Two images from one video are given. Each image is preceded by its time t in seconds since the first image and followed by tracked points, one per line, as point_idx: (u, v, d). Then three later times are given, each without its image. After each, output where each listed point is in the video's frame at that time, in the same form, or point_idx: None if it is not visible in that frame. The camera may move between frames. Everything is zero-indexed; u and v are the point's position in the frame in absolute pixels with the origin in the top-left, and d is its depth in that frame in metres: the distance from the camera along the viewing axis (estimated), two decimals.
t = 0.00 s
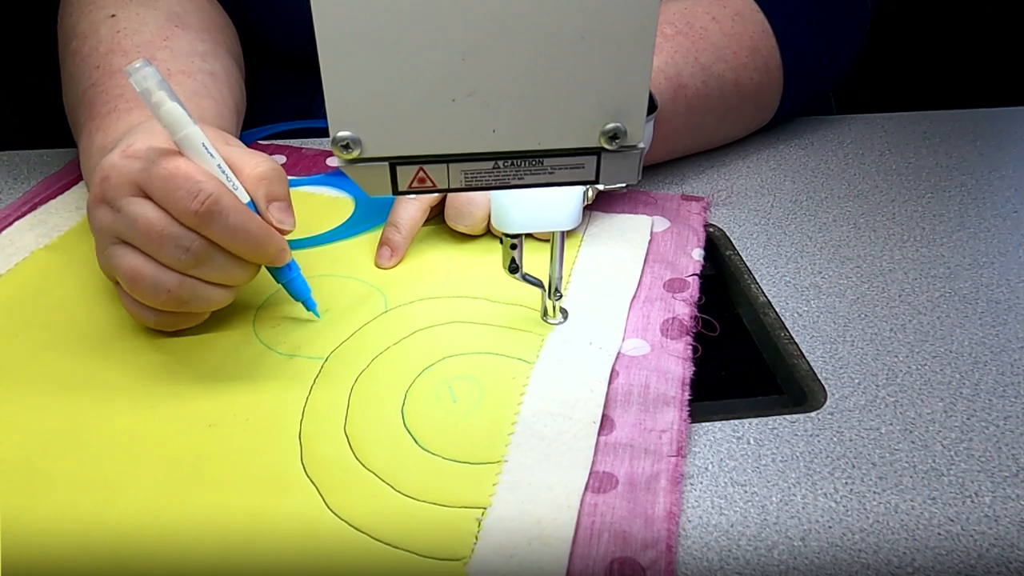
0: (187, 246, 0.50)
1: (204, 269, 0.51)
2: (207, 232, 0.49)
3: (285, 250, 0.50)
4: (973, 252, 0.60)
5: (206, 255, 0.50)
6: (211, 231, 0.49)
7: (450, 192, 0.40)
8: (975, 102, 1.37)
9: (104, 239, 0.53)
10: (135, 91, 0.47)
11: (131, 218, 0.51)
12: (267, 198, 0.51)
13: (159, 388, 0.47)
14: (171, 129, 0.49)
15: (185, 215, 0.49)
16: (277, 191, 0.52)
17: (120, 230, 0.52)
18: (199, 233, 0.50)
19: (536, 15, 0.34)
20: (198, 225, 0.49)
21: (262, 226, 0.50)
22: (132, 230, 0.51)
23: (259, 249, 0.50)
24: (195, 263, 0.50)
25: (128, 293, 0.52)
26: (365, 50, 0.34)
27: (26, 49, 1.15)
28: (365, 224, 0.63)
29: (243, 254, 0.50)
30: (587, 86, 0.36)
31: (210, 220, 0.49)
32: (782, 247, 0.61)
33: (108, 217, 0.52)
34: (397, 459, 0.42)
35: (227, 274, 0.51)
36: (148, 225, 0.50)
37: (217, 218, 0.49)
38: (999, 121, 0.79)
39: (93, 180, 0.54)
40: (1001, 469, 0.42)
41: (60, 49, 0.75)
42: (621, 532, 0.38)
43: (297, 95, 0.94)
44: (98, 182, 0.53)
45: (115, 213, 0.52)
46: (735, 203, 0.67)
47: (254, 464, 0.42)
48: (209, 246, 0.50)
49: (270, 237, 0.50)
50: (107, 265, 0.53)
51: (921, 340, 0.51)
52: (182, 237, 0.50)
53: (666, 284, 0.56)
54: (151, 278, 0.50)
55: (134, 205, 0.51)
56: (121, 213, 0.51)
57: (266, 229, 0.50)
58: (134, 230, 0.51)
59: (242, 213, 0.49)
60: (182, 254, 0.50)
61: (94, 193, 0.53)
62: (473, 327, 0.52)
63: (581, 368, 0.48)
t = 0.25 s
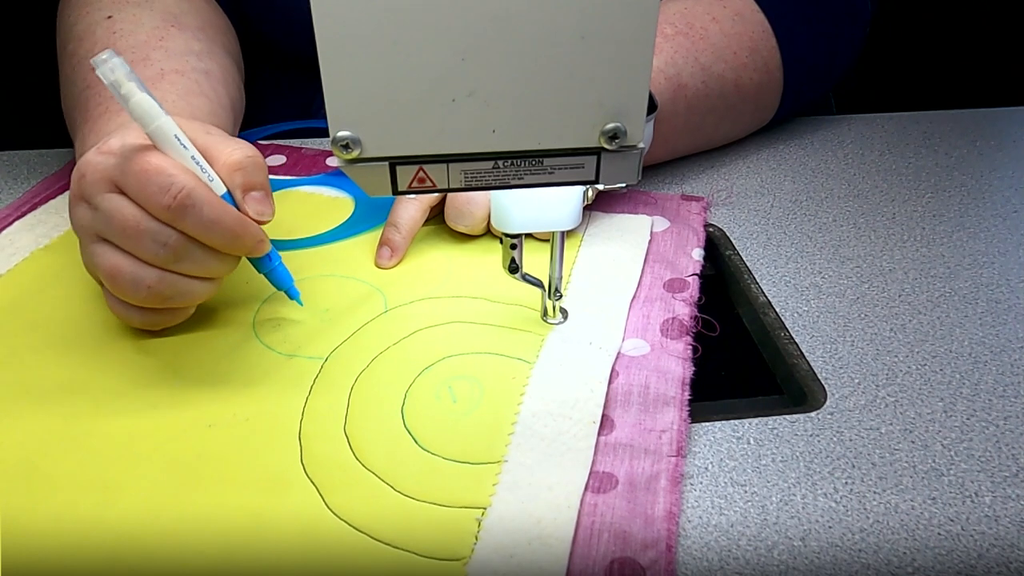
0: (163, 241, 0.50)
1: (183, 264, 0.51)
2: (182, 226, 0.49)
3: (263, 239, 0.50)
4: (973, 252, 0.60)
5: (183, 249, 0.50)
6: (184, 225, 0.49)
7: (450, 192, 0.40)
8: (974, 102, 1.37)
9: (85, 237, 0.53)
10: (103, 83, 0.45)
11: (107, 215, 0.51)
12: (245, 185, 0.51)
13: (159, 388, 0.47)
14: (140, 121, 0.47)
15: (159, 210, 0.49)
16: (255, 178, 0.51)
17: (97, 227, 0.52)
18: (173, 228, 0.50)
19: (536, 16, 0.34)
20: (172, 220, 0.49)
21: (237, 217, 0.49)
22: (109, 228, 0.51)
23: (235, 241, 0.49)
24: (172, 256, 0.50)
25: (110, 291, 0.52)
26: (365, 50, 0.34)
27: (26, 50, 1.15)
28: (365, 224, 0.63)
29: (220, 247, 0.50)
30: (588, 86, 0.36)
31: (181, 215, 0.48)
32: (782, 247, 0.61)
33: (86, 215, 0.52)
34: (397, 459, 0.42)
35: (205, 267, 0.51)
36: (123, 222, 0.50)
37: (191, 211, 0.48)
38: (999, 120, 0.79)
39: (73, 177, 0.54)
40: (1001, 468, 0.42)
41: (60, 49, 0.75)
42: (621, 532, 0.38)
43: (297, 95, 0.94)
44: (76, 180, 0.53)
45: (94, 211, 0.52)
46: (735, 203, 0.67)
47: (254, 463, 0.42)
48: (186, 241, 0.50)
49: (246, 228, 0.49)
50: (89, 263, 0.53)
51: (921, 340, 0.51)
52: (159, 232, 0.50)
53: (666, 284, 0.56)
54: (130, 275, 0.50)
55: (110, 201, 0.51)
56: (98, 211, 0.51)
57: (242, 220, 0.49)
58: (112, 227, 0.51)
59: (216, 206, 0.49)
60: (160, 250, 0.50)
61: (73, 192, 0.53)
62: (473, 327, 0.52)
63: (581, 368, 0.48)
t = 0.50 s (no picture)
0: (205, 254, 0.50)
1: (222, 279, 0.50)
2: (227, 242, 0.49)
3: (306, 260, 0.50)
4: (972, 252, 0.60)
5: (226, 263, 0.50)
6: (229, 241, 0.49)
7: (449, 192, 0.40)
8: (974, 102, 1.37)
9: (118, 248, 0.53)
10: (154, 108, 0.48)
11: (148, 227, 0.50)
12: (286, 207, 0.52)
13: (159, 388, 0.47)
14: (189, 144, 0.50)
15: (205, 226, 0.49)
16: (294, 200, 0.53)
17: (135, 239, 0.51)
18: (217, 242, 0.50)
19: (536, 16, 0.34)
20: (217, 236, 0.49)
21: (281, 235, 0.50)
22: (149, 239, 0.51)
23: (278, 257, 0.50)
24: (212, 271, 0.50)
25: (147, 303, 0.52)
26: (365, 50, 0.34)
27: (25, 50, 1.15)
28: (365, 224, 0.63)
29: (260, 262, 0.50)
30: (587, 86, 0.36)
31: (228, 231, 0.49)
32: (782, 247, 0.61)
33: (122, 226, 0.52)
34: (397, 459, 0.42)
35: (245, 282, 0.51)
36: (164, 234, 0.50)
37: (237, 227, 0.49)
38: (999, 121, 0.79)
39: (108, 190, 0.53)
40: (1001, 469, 0.42)
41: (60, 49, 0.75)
42: (621, 532, 0.38)
43: (297, 94, 0.94)
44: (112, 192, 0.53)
45: (131, 222, 0.52)
46: (735, 203, 0.67)
47: (254, 463, 0.42)
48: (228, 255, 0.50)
49: (289, 246, 0.50)
50: (121, 273, 0.53)
51: (921, 340, 0.51)
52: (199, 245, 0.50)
53: (666, 284, 0.56)
54: (169, 286, 0.50)
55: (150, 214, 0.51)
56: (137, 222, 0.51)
57: (285, 239, 0.50)
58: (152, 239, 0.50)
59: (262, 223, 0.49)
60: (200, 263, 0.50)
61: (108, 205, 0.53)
62: (473, 327, 0.52)
63: (580, 368, 0.48)
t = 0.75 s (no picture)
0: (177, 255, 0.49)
1: (194, 280, 0.50)
2: (199, 242, 0.49)
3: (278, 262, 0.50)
4: (972, 252, 0.60)
5: (198, 264, 0.50)
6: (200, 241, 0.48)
7: (450, 192, 0.40)
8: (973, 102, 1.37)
9: (98, 244, 0.53)
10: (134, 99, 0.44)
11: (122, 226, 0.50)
12: (262, 210, 0.51)
13: (159, 388, 0.47)
14: (167, 138, 0.47)
15: (177, 225, 0.48)
16: (273, 203, 0.52)
17: (112, 238, 0.51)
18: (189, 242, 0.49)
19: (535, 16, 0.34)
20: (188, 236, 0.49)
21: (255, 239, 0.49)
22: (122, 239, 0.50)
23: (253, 260, 0.49)
24: (184, 272, 0.50)
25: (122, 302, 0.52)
26: (365, 50, 0.34)
27: (25, 50, 1.15)
28: (365, 224, 0.63)
29: (232, 263, 0.49)
30: (587, 86, 0.36)
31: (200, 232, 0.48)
32: (782, 247, 0.61)
33: (99, 224, 0.52)
34: (397, 459, 0.42)
35: (216, 283, 0.50)
36: (138, 234, 0.49)
37: (211, 228, 0.48)
38: (999, 121, 0.79)
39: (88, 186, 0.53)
40: (1000, 468, 0.42)
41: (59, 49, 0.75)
42: (621, 532, 0.38)
43: (297, 95, 0.94)
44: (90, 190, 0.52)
45: (109, 219, 0.51)
46: (735, 203, 0.67)
47: (254, 463, 0.42)
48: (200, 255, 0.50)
49: (262, 249, 0.49)
50: (101, 271, 0.53)
51: (921, 340, 0.51)
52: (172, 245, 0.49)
53: (666, 284, 0.56)
54: (140, 287, 0.50)
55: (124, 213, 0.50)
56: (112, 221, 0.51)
57: (259, 241, 0.49)
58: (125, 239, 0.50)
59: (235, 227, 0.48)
60: (173, 264, 0.50)
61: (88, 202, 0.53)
62: (473, 327, 0.52)
63: (580, 368, 0.48)
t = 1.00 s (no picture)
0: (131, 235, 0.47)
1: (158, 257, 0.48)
2: (138, 213, 0.46)
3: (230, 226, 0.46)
4: (972, 252, 0.60)
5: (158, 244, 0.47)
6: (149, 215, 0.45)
7: (450, 192, 0.40)
8: (973, 102, 1.37)
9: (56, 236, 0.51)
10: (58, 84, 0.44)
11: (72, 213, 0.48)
12: (213, 176, 0.48)
13: (159, 388, 0.47)
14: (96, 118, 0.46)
15: (114, 196, 0.45)
16: (224, 169, 0.49)
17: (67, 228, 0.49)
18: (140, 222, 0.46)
19: (535, 16, 0.34)
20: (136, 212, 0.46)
21: (194, 201, 0.45)
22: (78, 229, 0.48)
23: (198, 223, 0.45)
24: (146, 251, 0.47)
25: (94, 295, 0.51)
26: (365, 50, 0.34)
27: (24, 50, 1.15)
28: (365, 223, 0.63)
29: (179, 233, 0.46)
30: (587, 86, 0.36)
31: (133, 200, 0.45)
32: (782, 247, 0.61)
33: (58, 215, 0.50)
34: (397, 459, 0.42)
35: (184, 262, 0.48)
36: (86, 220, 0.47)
37: (145, 196, 0.45)
38: (999, 121, 0.79)
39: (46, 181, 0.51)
40: (1001, 468, 0.42)
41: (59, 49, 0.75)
42: (621, 532, 0.38)
43: (297, 94, 0.94)
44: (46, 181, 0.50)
45: (60, 210, 0.49)
46: (735, 203, 0.67)
47: (254, 463, 0.42)
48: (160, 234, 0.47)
49: (205, 210, 0.45)
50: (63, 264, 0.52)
51: (921, 340, 0.51)
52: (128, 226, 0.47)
53: (666, 284, 0.56)
54: (97, 275, 0.49)
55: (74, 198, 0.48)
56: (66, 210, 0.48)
57: (200, 202, 0.45)
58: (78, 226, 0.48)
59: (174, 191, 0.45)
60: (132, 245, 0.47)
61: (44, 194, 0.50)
62: (473, 327, 0.52)
63: (580, 368, 0.48)
